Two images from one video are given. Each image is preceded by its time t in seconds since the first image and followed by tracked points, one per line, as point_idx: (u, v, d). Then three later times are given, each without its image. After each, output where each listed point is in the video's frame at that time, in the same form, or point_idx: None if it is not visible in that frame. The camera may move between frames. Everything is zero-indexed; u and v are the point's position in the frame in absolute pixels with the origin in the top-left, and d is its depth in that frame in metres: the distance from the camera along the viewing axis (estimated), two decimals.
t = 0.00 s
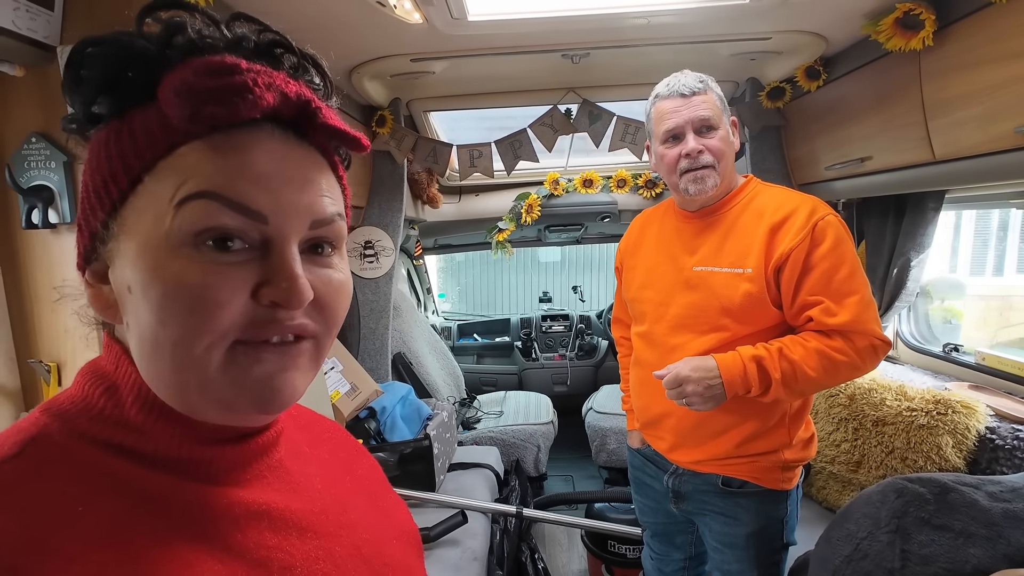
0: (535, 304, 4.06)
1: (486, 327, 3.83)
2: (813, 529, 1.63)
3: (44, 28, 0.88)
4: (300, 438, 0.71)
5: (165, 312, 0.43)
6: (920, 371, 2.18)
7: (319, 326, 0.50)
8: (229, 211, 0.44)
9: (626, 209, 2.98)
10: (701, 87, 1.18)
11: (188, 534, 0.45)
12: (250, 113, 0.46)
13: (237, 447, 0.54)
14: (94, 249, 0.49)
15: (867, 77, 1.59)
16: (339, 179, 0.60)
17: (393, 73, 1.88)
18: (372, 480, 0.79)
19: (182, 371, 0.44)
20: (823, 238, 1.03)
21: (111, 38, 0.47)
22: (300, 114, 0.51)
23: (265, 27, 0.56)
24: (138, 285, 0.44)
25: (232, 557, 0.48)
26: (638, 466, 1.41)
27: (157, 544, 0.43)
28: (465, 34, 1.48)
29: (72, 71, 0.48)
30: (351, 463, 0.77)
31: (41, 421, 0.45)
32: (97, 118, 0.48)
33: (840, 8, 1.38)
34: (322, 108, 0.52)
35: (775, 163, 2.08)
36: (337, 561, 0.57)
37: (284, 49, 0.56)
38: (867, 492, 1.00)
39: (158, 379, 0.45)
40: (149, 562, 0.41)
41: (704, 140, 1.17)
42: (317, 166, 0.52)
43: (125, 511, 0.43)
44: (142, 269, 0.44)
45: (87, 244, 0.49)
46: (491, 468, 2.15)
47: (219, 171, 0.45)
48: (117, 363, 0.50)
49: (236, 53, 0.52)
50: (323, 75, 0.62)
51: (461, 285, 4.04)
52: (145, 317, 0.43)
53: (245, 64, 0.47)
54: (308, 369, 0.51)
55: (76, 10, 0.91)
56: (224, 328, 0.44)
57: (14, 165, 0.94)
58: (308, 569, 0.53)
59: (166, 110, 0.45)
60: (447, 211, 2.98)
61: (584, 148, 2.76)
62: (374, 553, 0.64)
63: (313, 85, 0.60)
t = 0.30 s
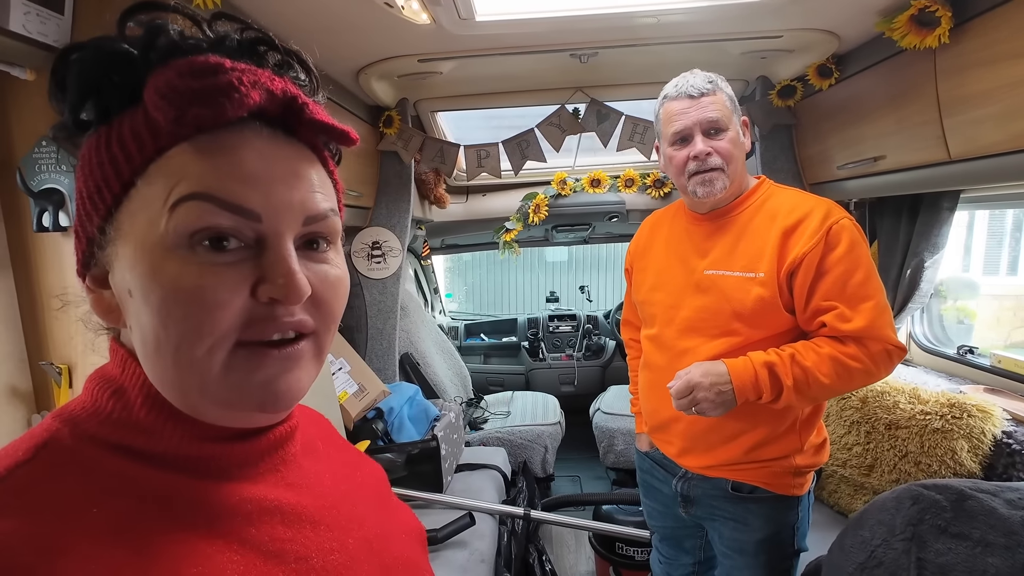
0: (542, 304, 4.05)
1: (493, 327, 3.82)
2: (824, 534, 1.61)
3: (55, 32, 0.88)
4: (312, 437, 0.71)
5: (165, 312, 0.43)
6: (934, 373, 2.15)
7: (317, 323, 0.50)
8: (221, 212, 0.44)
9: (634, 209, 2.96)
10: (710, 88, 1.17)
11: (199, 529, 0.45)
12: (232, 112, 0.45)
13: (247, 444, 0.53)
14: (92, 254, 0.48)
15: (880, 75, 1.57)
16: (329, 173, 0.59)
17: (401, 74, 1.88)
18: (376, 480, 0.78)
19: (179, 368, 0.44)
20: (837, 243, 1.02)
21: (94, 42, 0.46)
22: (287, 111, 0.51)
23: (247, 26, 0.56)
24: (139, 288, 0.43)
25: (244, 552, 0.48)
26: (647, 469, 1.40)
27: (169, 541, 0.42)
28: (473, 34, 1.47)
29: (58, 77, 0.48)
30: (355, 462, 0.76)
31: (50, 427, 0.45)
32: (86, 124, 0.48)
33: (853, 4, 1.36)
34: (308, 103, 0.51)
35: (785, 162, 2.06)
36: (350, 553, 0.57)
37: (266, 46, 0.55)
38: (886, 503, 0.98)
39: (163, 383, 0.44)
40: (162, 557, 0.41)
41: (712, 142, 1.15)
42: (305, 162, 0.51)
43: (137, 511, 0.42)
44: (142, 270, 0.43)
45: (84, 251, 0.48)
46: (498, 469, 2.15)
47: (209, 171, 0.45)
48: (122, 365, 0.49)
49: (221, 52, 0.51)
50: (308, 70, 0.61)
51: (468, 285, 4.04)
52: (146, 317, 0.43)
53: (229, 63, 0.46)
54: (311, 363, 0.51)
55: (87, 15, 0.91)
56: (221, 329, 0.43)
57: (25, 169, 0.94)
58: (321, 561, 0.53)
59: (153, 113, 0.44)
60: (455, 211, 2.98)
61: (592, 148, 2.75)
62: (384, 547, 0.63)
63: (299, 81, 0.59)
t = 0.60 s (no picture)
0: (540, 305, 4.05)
1: (491, 328, 3.81)
2: (821, 536, 1.61)
3: (45, 33, 0.87)
4: (285, 439, 0.70)
5: (144, 314, 0.42)
6: (932, 375, 2.14)
7: (298, 322, 0.50)
8: (202, 211, 0.43)
9: (632, 210, 2.96)
10: (702, 91, 1.16)
11: (183, 531, 0.45)
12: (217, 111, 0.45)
13: (224, 447, 0.53)
14: (60, 258, 0.46)
15: (878, 76, 1.57)
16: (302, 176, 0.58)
17: (397, 74, 1.87)
18: (356, 481, 0.77)
19: (166, 367, 0.43)
20: (835, 245, 1.01)
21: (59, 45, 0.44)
22: (262, 115, 0.51)
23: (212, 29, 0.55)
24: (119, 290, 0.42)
25: (229, 551, 0.47)
26: (644, 472, 1.39)
27: (152, 544, 0.42)
28: (470, 34, 1.47)
29: (15, 76, 0.45)
30: (336, 465, 0.76)
31: (17, 437, 0.43)
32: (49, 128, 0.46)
33: (850, 5, 1.36)
34: (283, 107, 0.51)
35: (783, 163, 2.06)
36: (335, 551, 0.57)
37: (234, 50, 0.54)
38: (884, 505, 0.98)
39: (146, 390, 0.44)
40: (146, 559, 0.41)
41: (704, 145, 1.15)
42: (281, 162, 0.51)
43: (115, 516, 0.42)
44: (119, 271, 0.42)
45: (48, 256, 0.46)
46: (495, 470, 2.14)
47: (197, 173, 0.44)
48: (93, 374, 0.47)
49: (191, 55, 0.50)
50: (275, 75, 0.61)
51: (466, 286, 4.03)
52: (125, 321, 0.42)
53: (212, 69, 0.47)
54: (290, 364, 0.50)
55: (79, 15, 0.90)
56: (204, 328, 0.43)
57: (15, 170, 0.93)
58: (308, 558, 0.53)
59: (130, 115, 0.43)
60: (452, 212, 2.97)
61: (590, 149, 2.74)
62: (368, 545, 0.63)
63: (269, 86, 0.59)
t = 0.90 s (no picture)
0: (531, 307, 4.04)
1: (482, 330, 3.80)
2: (811, 535, 1.62)
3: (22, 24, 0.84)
4: (253, 439, 0.68)
5: (173, 305, 0.44)
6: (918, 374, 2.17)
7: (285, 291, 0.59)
8: (242, 199, 0.48)
9: (623, 212, 2.96)
10: (694, 92, 1.15)
11: (155, 536, 0.44)
12: (241, 117, 0.46)
13: (196, 444, 0.52)
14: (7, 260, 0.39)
15: (866, 78, 1.59)
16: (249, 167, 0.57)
17: (388, 74, 1.86)
18: (331, 474, 0.76)
19: (178, 353, 0.45)
20: (824, 234, 0.99)
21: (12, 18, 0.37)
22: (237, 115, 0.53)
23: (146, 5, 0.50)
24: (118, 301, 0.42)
25: (202, 553, 0.46)
26: (634, 473, 1.39)
27: (119, 551, 0.41)
28: (461, 33, 1.46)
29: None
30: (307, 459, 0.74)
31: None
32: None
33: (839, 7, 1.38)
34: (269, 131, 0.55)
35: (772, 165, 2.08)
36: (313, 548, 0.56)
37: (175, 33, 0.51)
38: (875, 505, 0.95)
39: (163, 379, 0.47)
40: (116, 566, 0.39)
41: (691, 147, 1.15)
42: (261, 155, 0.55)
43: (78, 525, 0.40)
44: (125, 284, 0.42)
45: None
46: (487, 472, 2.13)
47: (214, 164, 0.46)
48: (38, 377, 0.44)
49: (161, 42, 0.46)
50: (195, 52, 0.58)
51: (456, 287, 4.01)
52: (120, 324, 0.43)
53: (216, 74, 0.47)
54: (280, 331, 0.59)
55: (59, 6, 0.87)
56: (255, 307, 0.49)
57: None
58: (284, 558, 0.52)
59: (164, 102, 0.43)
60: (443, 213, 2.96)
61: (581, 150, 2.75)
62: (347, 538, 0.62)
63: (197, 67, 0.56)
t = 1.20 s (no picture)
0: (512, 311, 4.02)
1: (463, 334, 3.77)
2: (789, 535, 1.64)
3: None
4: (212, 447, 0.64)
5: (139, 304, 0.42)
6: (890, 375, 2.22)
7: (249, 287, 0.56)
8: (208, 191, 0.45)
9: (603, 216, 2.96)
10: (678, 94, 1.15)
11: (101, 562, 0.41)
12: (203, 107, 0.44)
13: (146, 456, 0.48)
14: None
15: (839, 85, 1.63)
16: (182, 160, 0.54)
17: (367, 74, 1.83)
18: (299, 480, 0.73)
19: (148, 352, 0.43)
20: (802, 230, 1.00)
21: None
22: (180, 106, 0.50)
23: None
24: (77, 303, 0.39)
25: None
26: (613, 476, 1.40)
27: None
28: (441, 33, 1.44)
29: None
30: (273, 466, 0.70)
31: None
32: None
33: (813, 15, 1.41)
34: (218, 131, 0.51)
35: (748, 170, 2.12)
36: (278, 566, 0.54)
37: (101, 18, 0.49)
38: (854, 503, 0.97)
39: (122, 382, 0.44)
40: None
41: (672, 147, 1.15)
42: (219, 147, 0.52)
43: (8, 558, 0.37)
44: (90, 285, 0.40)
45: None
46: (468, 479, 2.10)
47: (179, 154, 0.44)
48: None
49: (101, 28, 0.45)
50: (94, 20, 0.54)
51: (437, 292, 3.98)
52: (80, 326, 0.40)
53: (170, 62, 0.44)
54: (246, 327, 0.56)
55: None
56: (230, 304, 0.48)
57: None
58: None
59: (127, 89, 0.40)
60: (423, 216, 2.93)
61: (561, 154, 2.75)
62: (315, 550, 0.60)
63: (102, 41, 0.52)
